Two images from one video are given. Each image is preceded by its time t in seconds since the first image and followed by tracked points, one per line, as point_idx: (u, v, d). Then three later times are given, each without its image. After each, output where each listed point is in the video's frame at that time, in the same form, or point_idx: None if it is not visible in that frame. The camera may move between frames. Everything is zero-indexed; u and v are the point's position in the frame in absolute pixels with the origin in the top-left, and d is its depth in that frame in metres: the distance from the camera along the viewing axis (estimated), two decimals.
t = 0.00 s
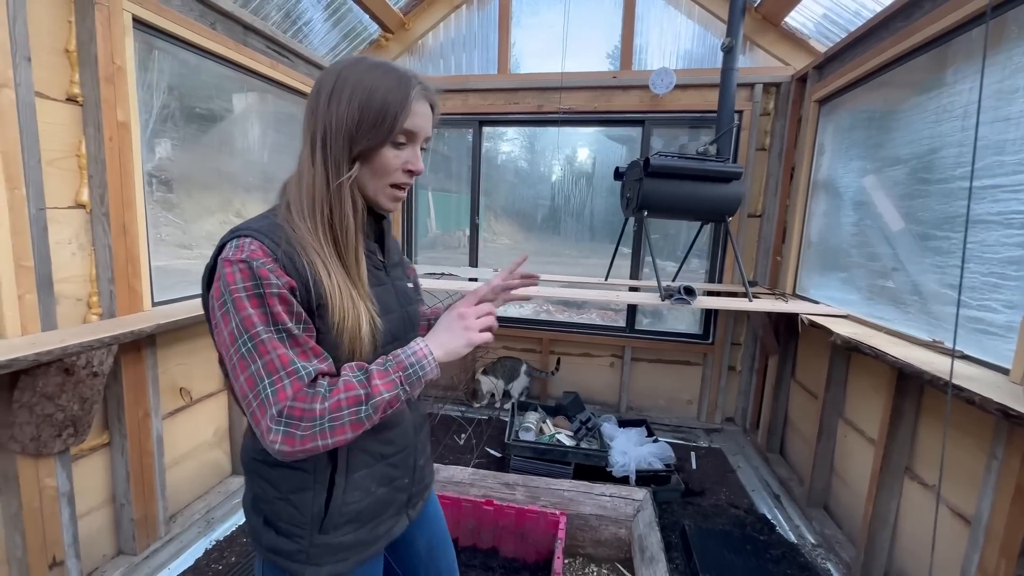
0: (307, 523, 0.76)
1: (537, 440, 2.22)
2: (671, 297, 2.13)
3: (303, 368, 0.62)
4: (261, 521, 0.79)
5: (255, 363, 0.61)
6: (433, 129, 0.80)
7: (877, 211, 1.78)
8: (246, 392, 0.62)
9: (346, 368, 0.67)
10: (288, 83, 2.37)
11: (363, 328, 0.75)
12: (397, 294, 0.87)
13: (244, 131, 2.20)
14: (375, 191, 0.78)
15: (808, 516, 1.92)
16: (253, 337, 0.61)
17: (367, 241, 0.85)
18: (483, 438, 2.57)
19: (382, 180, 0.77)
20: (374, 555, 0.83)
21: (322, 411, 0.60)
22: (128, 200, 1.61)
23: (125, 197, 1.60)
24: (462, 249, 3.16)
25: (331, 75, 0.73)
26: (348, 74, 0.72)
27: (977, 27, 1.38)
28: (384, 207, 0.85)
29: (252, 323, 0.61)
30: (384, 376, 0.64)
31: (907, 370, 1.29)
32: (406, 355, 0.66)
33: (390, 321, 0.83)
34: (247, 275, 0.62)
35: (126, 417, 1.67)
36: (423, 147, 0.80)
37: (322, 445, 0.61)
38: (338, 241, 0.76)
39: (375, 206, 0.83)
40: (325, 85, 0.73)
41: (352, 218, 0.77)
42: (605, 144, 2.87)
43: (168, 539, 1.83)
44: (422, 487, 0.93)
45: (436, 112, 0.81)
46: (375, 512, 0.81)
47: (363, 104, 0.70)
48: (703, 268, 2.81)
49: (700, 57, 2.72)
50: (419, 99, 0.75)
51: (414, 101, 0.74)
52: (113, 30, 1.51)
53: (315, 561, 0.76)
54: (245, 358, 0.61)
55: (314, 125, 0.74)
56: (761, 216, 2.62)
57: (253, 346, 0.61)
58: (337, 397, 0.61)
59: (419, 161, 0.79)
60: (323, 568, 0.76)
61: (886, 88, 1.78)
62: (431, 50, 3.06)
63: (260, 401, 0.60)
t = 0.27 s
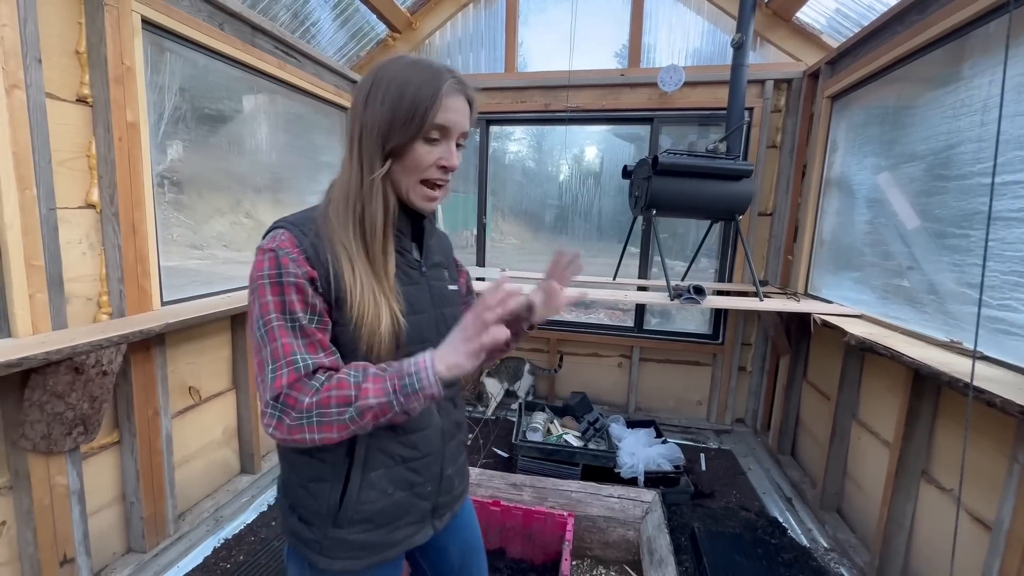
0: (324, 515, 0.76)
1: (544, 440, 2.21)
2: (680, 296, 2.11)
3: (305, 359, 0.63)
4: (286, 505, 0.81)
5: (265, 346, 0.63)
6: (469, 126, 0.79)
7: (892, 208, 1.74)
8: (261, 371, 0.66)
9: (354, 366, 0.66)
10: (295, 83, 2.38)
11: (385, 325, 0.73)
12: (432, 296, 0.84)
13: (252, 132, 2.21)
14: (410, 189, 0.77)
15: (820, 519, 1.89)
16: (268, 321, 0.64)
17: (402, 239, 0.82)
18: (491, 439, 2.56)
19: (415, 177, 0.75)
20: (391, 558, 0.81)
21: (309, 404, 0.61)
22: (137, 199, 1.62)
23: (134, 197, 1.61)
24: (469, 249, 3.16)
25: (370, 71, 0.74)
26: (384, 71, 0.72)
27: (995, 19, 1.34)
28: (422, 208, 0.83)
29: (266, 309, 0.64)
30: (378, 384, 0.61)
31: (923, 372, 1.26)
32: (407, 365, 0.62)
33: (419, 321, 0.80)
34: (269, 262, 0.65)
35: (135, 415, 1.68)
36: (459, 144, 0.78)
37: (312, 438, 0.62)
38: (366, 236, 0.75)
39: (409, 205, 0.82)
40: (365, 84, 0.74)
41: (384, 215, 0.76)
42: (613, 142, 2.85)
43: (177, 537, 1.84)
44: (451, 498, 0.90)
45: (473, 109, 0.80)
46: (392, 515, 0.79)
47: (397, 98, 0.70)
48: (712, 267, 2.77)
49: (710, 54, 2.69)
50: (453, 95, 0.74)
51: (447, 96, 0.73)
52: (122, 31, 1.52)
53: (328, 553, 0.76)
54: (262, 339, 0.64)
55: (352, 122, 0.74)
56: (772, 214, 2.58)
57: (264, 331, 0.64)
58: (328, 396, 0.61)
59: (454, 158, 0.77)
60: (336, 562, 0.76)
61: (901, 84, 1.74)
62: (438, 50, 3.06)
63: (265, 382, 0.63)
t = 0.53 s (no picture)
0: (361, 500, 0.78)
1: (549, 440, 2.20)
2: (685, 296, 2.09)
3: (340, 354, 0.66)
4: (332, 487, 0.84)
5: (305, 333, 0.67)
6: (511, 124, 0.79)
7: (901, 206, 1.72)
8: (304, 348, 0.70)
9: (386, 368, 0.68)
10: (299, 82, 2.38)
11: (423, 319, 0.74)
12: (473, 293, 0.83)
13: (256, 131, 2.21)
14: (452, 185, 0.78)
15: (827, 520, 1.87)
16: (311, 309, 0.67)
17: (445, 236, 0.82)
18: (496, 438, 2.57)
19: (457, 173, 0.77)
20: (426, 551, 0.81)
21: (340, 397, 0.64)
22: (141, 199, 1.62)
23: (138, 197, 1.62)
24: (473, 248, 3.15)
25: (419, 75, 0.77)
26: (430, 73, 0.75)
27: (1007, 14, 1.32)
28: (466, 206, 0.84)
29: (309, 298, 0.67)
30: (406, 396, 0.63)
31: (934, 372, 1.23)
32: (436, 386, 0.63)
33: (458, 317, 0.80)
34: (315, 254, 0.68)
35: (140, 414, 1.68)
36: (501, 141, 0.78)
37: (337, 429, 0.66)
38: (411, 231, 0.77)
39: (453, 202, 0.83)
40: (413, 86, 0.78)
41: (427, 211, 0.77)
42: (617, 140, 2.83)
43: (182, 536, 1.85)
44: (491, 499, 0.88)
45: (515, 107, 0.80)
46: (426, 508, 0.79)
47: (441, 98, 0.73)
48: (718, 266, 2.75)
49: (715, 51, 2.67)
50: (494, 92, 0.75)
51: (487, 93, 0.74)
52: (126, 31, 1.53)
53: (364, 538, 0.78)
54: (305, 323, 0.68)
55: (402, 122, 0.78)
56: (778, 212, 2.56)
57: (305, 318, 0.67)
58: (356, 395, 0.63)
59: (496, 154, 0.77)
60: (371, 547, 0.78)
61: (910, 79, 1.71)
62: (442, 48, 3.05)
63: (303, 366, 0.67)
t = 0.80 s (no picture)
0: (406, 480, 0.79)
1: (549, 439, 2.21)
2: (686, 294, 2.08)
3: (382, 355, 0.66)
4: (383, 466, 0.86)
5: (352, 324, 0.69)
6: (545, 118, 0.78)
7: (903, 203, 1.71)
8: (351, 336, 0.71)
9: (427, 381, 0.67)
10: (298, 80, 2.37)
11: (457, 310, 0.73)
12: (509, 283, 0.81)
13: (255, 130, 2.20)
14: (486, 179, 0.77)
15: (829, 519, 1.86)
16: (358, 300, 0.68)
17: (479, 228, 0.81)
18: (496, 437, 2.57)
19: (492, 167, 0.75)
20: (467, 535, 0.80)
21: (378, 397, 0.64)
22: (139, 198, 1.62)
23: (137, 195, 1.62)
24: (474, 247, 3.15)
25: (460, 73, 0.77)
26: (470, 70, 0.75)
27: (1010, 9, 1.31)
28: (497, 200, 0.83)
29: (355, 291, 0.68)
30: (444, 425, 0.62)
31: (936, 370, 1.23)
32: (476, 425, 0.62)
33: (493, 305, 0.78)
34: (362, 250, 0.70)
35: (140, 414, 1.68)
36: (535, 138, 0.77)
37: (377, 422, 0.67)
38: (447, 216, 0.76)
39: (489, 197, 0.82)
40: (453, 83, 0.77)
41: (462, 205, 0.76)
42: (618, 138, 2.82)
43: (183, 535, 1.85)
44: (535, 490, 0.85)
45: (550, 105, 0.79)
46: (468, 492, 0.78)
47: (477, 94, 0.72)
48: (719, 264, 2.74)
49: (716, 48, 2.65)
50: (529, 88, 0.74)
51: (524, 91, 0.73)
52: (124, 30, 1.52)
53: (410, 515, 0.79)
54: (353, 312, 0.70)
55: (440, 120, 0.78)
56: (779, 210, 2.55)
57: (351, 310, 0.69)
58: (394, 394, 0.63)
59: (529, 150, 0.76)
60: (416, 525, 0.79)
61: (912, 76, 1.70)
62: (442, 46, 3.04)
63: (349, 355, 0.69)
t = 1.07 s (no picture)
0: (441, 473, 0.80)
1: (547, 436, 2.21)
2: (683, 291, 2.09)
3: (411, 355, 0.67)
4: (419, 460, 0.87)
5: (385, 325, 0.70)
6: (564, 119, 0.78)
7: (898, 200, 1.71)
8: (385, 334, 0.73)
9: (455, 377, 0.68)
10: (293, 77, 2.36)
11: (490, 311, 0.73)
12: (536, 281, 0.81)
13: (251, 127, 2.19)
14: (514, 181, 0.77)
15: (825, 514, 1.87)
16: (390, 301, 0.70)
17: (506, 230, 0.80)
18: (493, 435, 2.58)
19: (517, 170, 0.76)
20: (502, 529, 0.79)
21: (408, 394, 0.66)
22: (134, 195, 1.61)
23: (132, 194, 1.61)
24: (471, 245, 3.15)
25: (479, 84, 0.78)
26: (489, 78, 0.75)
27: (1005, 6, 1.31)
28: (520, 202, 0.83)
29: (388, 293, 0.70)
30: (471, 420, 0.63)
31: (931, 367, 1.23)
32: (502, 419, 0.62)
33: (523, 303, 0.78)
34: (394, 253, 0.71)
35: (136, 412, 1.68)
36: (557, 137, 0.78)
37: (411, 420, 0.68)
38: (476, 215, 0.76)
39: (513, 200, 0.82)
40: (473, 92, 0.78)
41: (492, 207, 0.76)
42: (615, 135, 2.81)
43: (180, 534, 1.84)
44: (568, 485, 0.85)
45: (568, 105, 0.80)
46: (503, 487, 0.78)
47: (499, 101, 0.72)
48: (716, 261, 2.75)
49: (713, 45, 2.65)
50: (548, 91, 0.74)
51: (543, 92, 0.74)
52: (117, 26, 1.51)
53: (446, 510, 0.80)
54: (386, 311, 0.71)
55: (462, 130, 0.78)
56: (776, 207, 2.55)
57: (385, 312, 0.70)
58: (427, 395, 0.65)
59: (552, 150, 0.77)
60: (453, 520, 0.79)
61: (908, 73, 1.71)
62: (438, 43, 3.03)
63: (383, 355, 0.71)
